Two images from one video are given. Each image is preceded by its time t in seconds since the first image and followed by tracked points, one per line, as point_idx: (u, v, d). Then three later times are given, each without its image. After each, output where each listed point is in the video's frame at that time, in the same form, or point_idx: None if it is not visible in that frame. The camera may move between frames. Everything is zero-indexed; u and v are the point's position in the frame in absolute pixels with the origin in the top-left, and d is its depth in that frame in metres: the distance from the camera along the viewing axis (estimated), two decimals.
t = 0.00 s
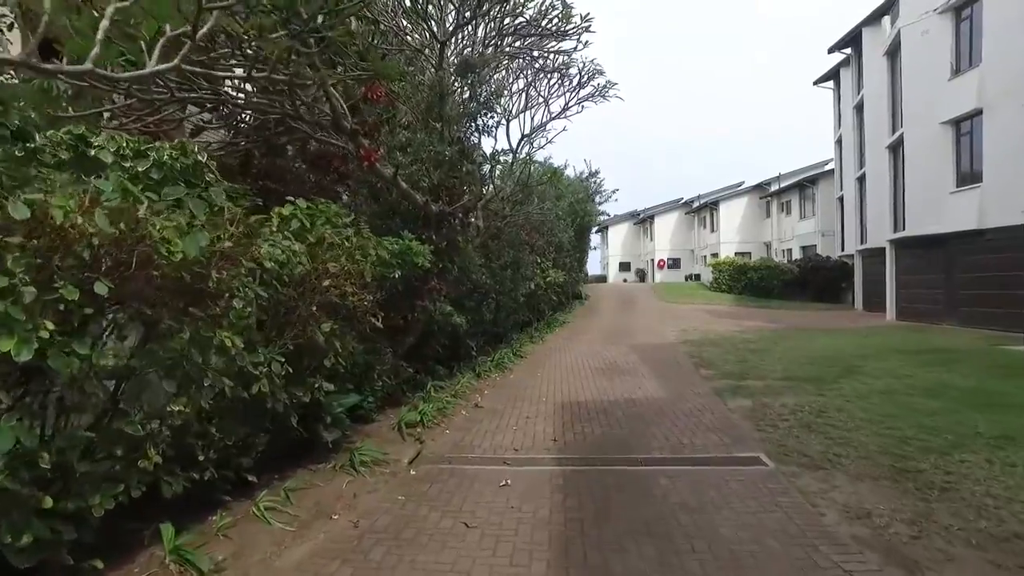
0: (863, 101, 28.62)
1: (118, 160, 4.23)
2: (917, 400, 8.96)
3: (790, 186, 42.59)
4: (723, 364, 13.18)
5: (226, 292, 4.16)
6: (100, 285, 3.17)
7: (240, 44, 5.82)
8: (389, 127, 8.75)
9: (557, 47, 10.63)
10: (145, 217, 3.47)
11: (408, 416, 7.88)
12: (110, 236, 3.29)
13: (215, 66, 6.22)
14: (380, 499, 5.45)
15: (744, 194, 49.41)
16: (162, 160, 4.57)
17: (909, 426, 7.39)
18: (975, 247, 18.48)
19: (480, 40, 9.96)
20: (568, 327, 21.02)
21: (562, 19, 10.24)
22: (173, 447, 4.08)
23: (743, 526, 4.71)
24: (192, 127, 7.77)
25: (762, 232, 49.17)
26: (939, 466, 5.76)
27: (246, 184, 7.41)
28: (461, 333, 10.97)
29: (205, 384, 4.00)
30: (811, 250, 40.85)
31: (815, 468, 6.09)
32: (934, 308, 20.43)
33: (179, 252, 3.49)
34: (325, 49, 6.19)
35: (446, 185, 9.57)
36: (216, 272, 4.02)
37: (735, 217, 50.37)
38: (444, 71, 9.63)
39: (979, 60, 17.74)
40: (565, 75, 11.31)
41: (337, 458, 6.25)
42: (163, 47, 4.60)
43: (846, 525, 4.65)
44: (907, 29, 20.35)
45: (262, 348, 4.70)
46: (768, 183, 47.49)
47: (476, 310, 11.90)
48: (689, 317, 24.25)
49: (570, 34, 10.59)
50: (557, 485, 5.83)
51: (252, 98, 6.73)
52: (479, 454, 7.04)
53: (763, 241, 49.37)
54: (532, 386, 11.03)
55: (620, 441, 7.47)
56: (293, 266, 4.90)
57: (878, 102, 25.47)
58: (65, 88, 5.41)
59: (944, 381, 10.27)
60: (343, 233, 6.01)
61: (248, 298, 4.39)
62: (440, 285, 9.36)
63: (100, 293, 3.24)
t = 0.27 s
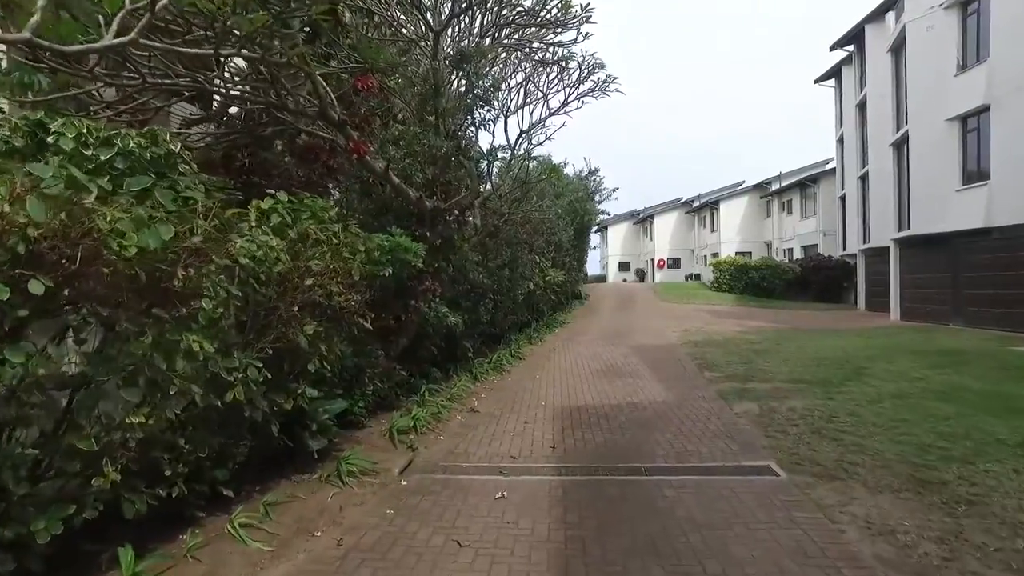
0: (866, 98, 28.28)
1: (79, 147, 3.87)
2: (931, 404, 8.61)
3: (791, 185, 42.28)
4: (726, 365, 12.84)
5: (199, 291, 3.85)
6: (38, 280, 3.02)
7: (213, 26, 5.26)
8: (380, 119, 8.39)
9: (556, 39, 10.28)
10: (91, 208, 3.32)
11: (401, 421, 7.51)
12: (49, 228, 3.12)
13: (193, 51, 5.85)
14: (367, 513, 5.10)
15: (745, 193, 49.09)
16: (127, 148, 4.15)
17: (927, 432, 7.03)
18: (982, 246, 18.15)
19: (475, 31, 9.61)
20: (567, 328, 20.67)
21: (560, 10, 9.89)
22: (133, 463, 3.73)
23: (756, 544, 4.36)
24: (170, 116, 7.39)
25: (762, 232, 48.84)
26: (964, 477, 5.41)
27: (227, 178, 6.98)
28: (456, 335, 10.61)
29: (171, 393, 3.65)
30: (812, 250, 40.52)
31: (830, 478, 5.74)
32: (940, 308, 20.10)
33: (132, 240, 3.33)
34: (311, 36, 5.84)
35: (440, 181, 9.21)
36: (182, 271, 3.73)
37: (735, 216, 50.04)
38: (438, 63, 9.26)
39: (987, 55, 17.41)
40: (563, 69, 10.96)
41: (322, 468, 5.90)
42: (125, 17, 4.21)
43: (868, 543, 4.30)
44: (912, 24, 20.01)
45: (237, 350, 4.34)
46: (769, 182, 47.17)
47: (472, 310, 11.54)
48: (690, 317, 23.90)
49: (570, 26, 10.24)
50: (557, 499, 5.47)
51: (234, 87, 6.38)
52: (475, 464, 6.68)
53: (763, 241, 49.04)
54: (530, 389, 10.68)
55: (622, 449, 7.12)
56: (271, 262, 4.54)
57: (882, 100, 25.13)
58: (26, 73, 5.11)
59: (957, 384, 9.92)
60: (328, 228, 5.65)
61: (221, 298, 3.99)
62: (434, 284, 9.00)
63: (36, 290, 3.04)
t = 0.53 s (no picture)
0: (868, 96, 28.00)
1: (37, 135, 3.55)
2: (942, 409, 8.32)
3: (791, 184, 42.01)
4: (728, 367, 12.55)
5: (166, 293, 3.62)
6: None
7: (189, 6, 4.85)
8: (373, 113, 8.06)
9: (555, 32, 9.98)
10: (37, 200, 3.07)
11: (392, 428, 7.26)
12: None
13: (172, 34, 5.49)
14: (353, 528, 4.81)
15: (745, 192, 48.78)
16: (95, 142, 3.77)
17: (942, 439, 6.73)
18: (987, 245, 17.88)
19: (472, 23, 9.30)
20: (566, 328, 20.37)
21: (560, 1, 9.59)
22: (90, 480, 3.41)
23: (769, 563, 4.07)
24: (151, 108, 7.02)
25: (763, 231, 48.55)
26: (987, 489, 5.11)
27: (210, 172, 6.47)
28: (452, 336, 10.30)
29: (135, 403, 3.35)
30: (812, 249, 40.25)
31: (843, 489, 5.45)
32: (944, 308, 19.83)
33: (93, 241, 3.10)
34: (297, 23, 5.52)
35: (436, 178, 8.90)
36: (147, 271, 3.51)
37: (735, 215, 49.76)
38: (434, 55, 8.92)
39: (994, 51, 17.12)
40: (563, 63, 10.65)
41: (308, 478, 5.60)
42: None
43: (890, 563, 4.01)
44: (916, 21, 19.72)
45: (212, 356, 4.03)
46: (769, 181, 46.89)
47: (469, 311, 11.24)
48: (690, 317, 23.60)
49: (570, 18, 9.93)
50: (555, 512, 5.16)
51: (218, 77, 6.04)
52: (470, 473, 6.39)
53: (763, 241, 48.75)
54: (528, 392, 10.38)
55: (624, 457, 6.81)
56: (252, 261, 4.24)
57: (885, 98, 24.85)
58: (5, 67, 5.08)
59: (968, 387, 9.62)
60: (314, 226, 5.34)
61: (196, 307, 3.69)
62: (429, 284, 8.69)
63: None
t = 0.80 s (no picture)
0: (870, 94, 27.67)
1: None
2: (957, 413, 7.97)
3: (792, 183, 41.72)
4: (731, 369, 12.23)
5: (117, 291, 3.36)
6: None
7: None
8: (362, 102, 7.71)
9: (553, 21, 9.62)
10: None
11: (381, 433, 6.93)
12: None
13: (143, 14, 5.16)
14: (335, 545, 4.44)
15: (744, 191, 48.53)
16: (36, 119, 3.37)
17: (962, 446, 6.38)
18: (994, 244, 17.55)
19: (466, 11, 8.94)
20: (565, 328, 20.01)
21: None
22: (29, 499, 3.04)
23: None
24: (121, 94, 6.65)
25: (762, 230, 48.27)
26: (1018, 502, 4.76)
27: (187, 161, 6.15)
28: (447, 336, 9.96)
29: (80, 413, 3.03)
30: (813, 249, 39.94)
31: (863, 501, 5.09)
32: (949, 308, 19.51)
33: (19, 223, 2.94)
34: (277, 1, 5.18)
35: (428, 171, 8.53)
36: (94, 265, 3.29)
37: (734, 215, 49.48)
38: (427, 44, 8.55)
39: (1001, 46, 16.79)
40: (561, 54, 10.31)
41: (289, 489, 5.24)
42: None
43: None
44: (920, 15, 19.41)
45: (176, 358, 3.66)
46: (769, 180, 46.64)
47: (465, 310, 10.89)
48: (690, 317, 23.27)
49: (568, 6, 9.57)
50: (554, 527, 4.80)
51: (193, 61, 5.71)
52: (462, 483, 6.04)
53: (763, 240, 48.46)
54: (525, 395, 10.03)
55: (625, 465, 6.46)
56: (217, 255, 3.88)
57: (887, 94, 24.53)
58: None
59: (982, 390, 9.27)
60: (292, 220, 4.99)
61: (150, 294, 3.41)
62: (423, 283, 8.33)
63: None
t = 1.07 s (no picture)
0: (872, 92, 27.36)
1: None
2: (975, 420, 7.63)
3: (792, 182, 41.38)
4: (735, 372, 11.87)
5: (59, 294, 3.07)
6: None
7: None
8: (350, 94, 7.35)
9: (552, 13, 9.27)
10: None
11: (371, 443, 6.57)
12: None
13: None
14: (315, 570, 4.09)
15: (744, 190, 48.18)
16: None
17: (986, 457, 6.03)
18: (1001, 244, 17.22)
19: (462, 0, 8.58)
20: (564, 329, 19.67)
21: None
22: None
23: None
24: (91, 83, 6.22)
25: (763, 230, 47.93)
26: None
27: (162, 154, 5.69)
28: (441, 338, 9.60)
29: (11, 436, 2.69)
30: (813, 248, 39.60)
31: (884, 519, 4.74)
32: (955, 309, 19.18)
33: None
34: None
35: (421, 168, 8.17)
36: (29, 266, 2.99)
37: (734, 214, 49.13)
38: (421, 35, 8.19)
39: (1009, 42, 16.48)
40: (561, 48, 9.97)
41: (269, 506, 4.88)
42: None
43: None
44: (926, 11, 19.09)
45: (133, 368, 3.31)
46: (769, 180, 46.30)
47: (461, 312, 10.54)
48: (691, 318, 22.92)
49: None
50: (554, 550, 4.43)
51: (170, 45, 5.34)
52: (456, 497, 5.68)
53: (763, 240, 48.11)
54: (523, 400, 9.67)
55: (628, 477, 6.11)
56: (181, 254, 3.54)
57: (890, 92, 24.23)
58: None
59: (998, 395, 8.92)
60: (273, 217, 4.63)
61: (101, 300, 3.08)
62: (416, 283, 7.98)
63: None
